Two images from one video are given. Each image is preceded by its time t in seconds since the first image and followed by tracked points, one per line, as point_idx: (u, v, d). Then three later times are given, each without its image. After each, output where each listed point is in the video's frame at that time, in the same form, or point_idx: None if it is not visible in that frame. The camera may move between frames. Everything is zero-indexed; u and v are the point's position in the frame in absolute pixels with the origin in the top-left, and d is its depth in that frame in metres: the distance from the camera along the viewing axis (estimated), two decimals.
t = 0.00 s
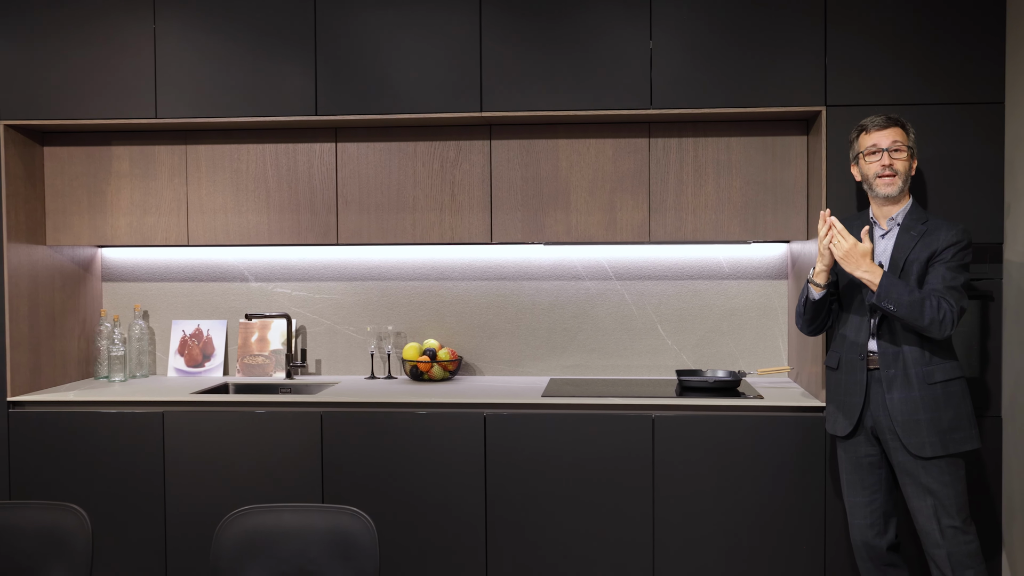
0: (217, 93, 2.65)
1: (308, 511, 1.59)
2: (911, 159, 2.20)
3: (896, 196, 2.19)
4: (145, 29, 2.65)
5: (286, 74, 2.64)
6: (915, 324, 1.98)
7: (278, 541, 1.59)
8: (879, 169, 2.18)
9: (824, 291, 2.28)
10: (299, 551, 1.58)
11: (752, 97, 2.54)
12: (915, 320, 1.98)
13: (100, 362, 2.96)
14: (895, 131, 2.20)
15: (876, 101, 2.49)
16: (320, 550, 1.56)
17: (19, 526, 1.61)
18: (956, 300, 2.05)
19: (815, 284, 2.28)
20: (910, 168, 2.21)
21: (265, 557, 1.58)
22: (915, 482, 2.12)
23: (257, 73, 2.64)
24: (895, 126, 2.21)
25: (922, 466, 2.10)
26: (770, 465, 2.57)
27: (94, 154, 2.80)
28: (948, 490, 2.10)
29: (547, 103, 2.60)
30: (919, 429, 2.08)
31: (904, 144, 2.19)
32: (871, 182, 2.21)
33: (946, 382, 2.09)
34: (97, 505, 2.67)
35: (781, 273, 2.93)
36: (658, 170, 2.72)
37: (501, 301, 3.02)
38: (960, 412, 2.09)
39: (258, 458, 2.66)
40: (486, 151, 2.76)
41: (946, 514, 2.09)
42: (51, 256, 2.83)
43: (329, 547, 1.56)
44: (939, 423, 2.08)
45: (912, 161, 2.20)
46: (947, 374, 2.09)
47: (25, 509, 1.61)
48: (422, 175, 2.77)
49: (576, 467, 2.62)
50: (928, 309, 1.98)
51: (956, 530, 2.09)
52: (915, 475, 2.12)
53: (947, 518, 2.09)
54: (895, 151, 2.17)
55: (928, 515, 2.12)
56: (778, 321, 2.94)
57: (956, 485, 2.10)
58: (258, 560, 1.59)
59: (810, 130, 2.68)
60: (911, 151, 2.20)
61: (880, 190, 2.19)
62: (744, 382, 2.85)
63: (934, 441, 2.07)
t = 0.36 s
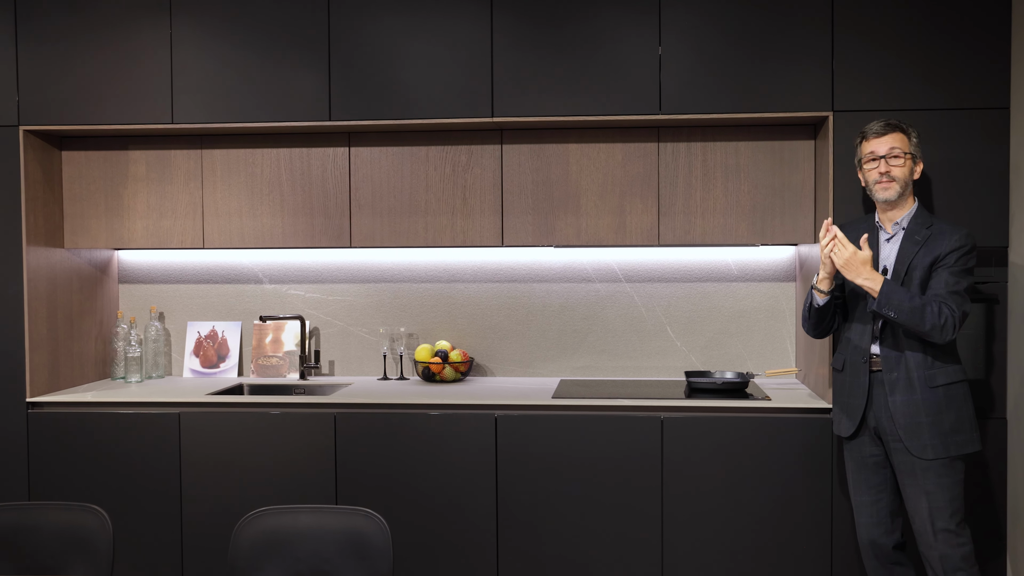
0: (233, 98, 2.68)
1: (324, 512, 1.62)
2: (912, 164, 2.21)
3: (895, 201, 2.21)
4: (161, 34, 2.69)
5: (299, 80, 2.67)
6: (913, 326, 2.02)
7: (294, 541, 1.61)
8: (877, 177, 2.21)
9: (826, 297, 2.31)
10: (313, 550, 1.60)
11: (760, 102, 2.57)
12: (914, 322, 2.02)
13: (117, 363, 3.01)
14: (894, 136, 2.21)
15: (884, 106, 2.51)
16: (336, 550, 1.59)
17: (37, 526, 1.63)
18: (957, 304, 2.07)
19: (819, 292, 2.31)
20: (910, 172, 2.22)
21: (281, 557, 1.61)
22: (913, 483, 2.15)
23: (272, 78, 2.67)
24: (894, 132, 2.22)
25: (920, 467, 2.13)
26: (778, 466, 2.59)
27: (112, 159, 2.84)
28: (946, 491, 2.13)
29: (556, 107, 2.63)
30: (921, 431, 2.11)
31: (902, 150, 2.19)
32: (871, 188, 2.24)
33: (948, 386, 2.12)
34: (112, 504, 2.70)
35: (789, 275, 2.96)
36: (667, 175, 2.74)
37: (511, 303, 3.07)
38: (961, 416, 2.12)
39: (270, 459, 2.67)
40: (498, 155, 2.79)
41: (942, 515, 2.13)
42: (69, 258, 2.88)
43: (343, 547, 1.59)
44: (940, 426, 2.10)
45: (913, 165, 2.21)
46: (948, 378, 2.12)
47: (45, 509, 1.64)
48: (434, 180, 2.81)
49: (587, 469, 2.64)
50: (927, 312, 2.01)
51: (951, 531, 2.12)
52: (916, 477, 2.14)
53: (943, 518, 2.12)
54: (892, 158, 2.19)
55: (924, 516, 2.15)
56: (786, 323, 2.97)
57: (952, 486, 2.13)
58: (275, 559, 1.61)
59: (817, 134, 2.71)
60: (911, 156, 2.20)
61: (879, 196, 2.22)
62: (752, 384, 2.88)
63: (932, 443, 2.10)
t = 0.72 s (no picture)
0: (239, 102, 2.72)
1: (331, 512, 1.66)
2: (877, 167, 2.19)
3: (862, 203, 2.24)
4: (167, 38, 2.72)
5: (304, 84, 2.71)
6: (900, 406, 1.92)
7: (302, 540, 1.65)
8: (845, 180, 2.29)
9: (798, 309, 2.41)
10: (320, 549, 1.64)
11: (760, 106, 2.60)
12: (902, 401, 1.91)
13: (123, 363, 3.04)
14: (863, 142, 2.24)
15: (881, 110, 2.54)
16: (342, 548, 1.63)
17: (47, 524, 1.64)
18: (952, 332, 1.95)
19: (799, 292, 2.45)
20: (876, 178, 2.19)
21: (288, 555, 1.64)
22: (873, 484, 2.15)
23: (277, 82, 2.71)
24: (866, 136, 2.25)
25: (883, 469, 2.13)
26: (776, 466, 2.62)
27: (119, 161, 2.88)
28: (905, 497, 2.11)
29: (558, 111, 2.66)
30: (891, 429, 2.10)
31: (862, 156, 2.21)
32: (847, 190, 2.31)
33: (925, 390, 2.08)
34: (118, 503, 2.73)
35: (788, 276, 3.00)
36: (667, 178, 2.78)
37: (514, 304, 3.11)
38: (938, 424, 2.09)
39: (275, 459, 2.71)
40: (500, 158, 2.83)
41: (894, 526, 2.10)
42: (77, 260, 2.91)
43: (351, 545, 1.62)
44: (912, 428, 2.09)
45: (880, 169, 2.18)
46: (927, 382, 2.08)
47: (55, 507, 1.65)
48: (437, 183, 2.84)
49: (588, 469, 2.67)
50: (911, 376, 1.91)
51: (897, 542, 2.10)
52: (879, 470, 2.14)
53: (885, 523, 2.10)
54: (852, 164, 2.24)
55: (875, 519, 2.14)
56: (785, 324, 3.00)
57: (911, 496, 2.11)
58: (283, 558, 1.64)
59: (815, 138, 2.74)
60: (873, 161, 2.19)
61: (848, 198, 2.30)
62: (751, 384, 2.91)
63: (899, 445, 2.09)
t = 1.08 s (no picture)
0: (242, 104, 2.74)
1: (338, 508, 1.69)
2: (856, 165, 2.19)
3: (843, 195, 2.27)
4: (171, 40, 2.75)
5: (307, 86, 2.73)
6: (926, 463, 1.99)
7: (309, 536, 1.68)
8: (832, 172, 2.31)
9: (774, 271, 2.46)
10: (327, 546, 1.67)
11: (758, 108, 2.63)
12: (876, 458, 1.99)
13: (127, 362, 3.07)
14: (846, 136, 2.23)
15: (877, 113, 2.58)
16: (348, 544, 1.66)
17: (57, 521, 1.67)
18: (908, 359, 1.97)
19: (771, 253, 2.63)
20: (853, 175, 2.20)
21: (295, 552, 1.67)
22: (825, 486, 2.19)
23: (281, 84, 2.74)
24: (851, 131, 2.23)
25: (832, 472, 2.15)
26: (774, 465, 2.65)
27: (124, 162, 2.90)
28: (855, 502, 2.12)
29: (558, 113, 2.69)
30: (823, 427, 2.16)
31: (843, 153, 2.22)
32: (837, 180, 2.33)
33: (854, 395, 2.09)
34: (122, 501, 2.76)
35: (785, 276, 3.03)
36: (665, 179, 2.81)
37: (514, 303, 3.14)
38: (863, 429, 2.07)
39: (278, 457, 2.74)
40: (500, 159, 2.86)
41: (841, 523, 2.14)
42: (82, 260, 2.94)
43: (357, 542, 1.66)
44: (838, 430, 2.12)
45: (858, 167, 2.18)
46: (858, 389, 2.08)
47: (65, 504, 1.68)
48: (438, 183, 2.87)
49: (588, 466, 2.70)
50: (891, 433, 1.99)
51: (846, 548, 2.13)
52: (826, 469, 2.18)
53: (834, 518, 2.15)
54: (835, 159, 2.25)
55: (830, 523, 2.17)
56: (782, 323, 3.04)
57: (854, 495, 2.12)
58: (291, 554, 1.67)
59: (813, 139, 2.77)
60: (852, 159, 2.19)
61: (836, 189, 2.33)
62: (749, 382, 2.95)
63: (836, 448, 2.12)
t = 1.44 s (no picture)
0: (252, 104, 2.78)
1: (354, 502, 1.73)
2: (827, 162, 2.23)
3: (817, 190, 2.32)
4: (181, 41, 2.78)
5: (316, 87, 2.77)
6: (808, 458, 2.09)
7: (326, 529, 1.72)
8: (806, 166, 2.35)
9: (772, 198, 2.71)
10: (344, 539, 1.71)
11: (760, 109, 2.68)
12: (810, 454, 2.08)
13: (136, 359, 3.10)
14: (821, 132, 2.26)
15: (877, 114, 2.62)
16: (365, 537, 1.70)
17: (79, 514, 1.70)
18: (826, 359, 2.06)
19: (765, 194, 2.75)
20: (826, 172, 2.24)
21: (312, 545, 1.71)
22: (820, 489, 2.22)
23: (290, 85, 2.77)
24: (826, 128, 2.26)
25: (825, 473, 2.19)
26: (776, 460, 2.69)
27: (135, 162, 2.94)
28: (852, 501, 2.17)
29: (564, 114, 2.73)
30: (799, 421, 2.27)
31: (817, 149, 2.25)
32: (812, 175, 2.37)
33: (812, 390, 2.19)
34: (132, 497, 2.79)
35: (787, 275, 3.08)
36: (669, 179, 2.85)
37: (519, 301, 3.18)
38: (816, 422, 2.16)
39: (288, 453, 2.77)
40: (507, 159, 2.90)
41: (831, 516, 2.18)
42: (93, 259, 2.97)
43: (374, 535, 1.69)
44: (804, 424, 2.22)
45: (830, 164, 2.22)
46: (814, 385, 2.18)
47: (86, 498, 1.72)
48: (445, 183, 2.91)
49: (593, 462, 2.74)
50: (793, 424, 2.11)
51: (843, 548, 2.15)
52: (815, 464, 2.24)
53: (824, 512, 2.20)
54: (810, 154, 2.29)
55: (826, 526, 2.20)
56: (783, 320, 3.08)
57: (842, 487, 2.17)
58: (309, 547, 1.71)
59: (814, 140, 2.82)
60: (825, 156, 2.23)
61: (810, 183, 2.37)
62: (751, 379, 2.99)
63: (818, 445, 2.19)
